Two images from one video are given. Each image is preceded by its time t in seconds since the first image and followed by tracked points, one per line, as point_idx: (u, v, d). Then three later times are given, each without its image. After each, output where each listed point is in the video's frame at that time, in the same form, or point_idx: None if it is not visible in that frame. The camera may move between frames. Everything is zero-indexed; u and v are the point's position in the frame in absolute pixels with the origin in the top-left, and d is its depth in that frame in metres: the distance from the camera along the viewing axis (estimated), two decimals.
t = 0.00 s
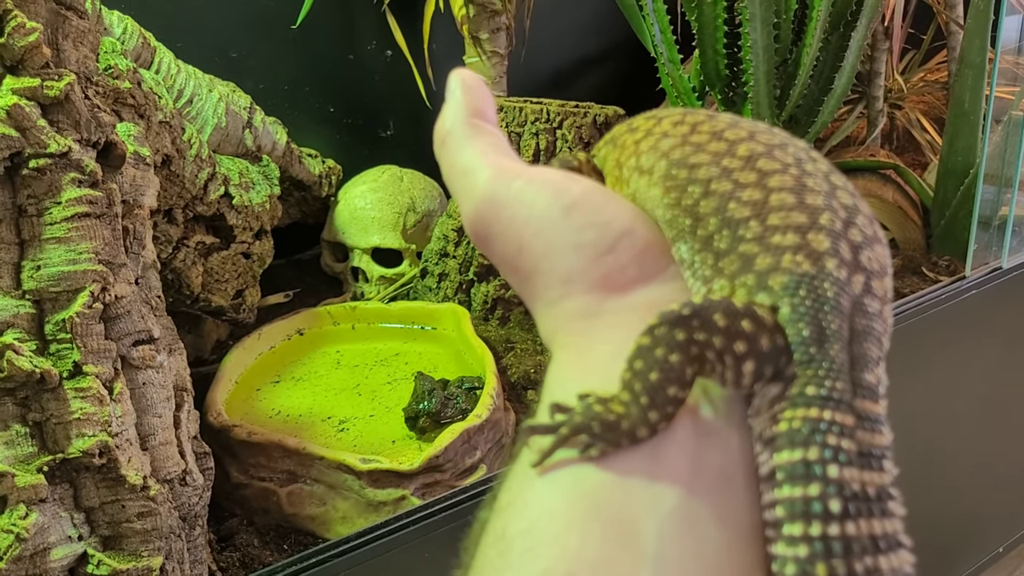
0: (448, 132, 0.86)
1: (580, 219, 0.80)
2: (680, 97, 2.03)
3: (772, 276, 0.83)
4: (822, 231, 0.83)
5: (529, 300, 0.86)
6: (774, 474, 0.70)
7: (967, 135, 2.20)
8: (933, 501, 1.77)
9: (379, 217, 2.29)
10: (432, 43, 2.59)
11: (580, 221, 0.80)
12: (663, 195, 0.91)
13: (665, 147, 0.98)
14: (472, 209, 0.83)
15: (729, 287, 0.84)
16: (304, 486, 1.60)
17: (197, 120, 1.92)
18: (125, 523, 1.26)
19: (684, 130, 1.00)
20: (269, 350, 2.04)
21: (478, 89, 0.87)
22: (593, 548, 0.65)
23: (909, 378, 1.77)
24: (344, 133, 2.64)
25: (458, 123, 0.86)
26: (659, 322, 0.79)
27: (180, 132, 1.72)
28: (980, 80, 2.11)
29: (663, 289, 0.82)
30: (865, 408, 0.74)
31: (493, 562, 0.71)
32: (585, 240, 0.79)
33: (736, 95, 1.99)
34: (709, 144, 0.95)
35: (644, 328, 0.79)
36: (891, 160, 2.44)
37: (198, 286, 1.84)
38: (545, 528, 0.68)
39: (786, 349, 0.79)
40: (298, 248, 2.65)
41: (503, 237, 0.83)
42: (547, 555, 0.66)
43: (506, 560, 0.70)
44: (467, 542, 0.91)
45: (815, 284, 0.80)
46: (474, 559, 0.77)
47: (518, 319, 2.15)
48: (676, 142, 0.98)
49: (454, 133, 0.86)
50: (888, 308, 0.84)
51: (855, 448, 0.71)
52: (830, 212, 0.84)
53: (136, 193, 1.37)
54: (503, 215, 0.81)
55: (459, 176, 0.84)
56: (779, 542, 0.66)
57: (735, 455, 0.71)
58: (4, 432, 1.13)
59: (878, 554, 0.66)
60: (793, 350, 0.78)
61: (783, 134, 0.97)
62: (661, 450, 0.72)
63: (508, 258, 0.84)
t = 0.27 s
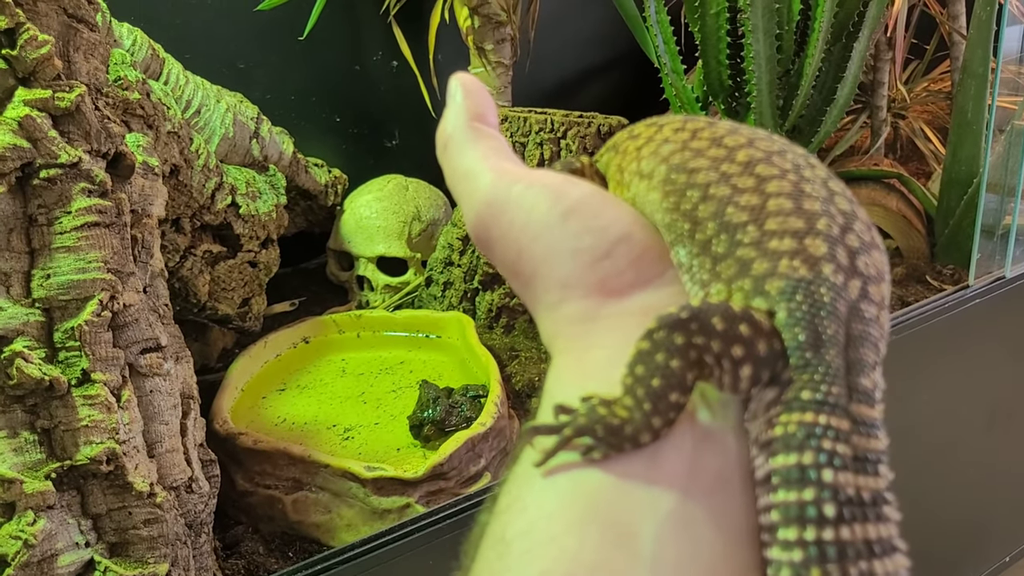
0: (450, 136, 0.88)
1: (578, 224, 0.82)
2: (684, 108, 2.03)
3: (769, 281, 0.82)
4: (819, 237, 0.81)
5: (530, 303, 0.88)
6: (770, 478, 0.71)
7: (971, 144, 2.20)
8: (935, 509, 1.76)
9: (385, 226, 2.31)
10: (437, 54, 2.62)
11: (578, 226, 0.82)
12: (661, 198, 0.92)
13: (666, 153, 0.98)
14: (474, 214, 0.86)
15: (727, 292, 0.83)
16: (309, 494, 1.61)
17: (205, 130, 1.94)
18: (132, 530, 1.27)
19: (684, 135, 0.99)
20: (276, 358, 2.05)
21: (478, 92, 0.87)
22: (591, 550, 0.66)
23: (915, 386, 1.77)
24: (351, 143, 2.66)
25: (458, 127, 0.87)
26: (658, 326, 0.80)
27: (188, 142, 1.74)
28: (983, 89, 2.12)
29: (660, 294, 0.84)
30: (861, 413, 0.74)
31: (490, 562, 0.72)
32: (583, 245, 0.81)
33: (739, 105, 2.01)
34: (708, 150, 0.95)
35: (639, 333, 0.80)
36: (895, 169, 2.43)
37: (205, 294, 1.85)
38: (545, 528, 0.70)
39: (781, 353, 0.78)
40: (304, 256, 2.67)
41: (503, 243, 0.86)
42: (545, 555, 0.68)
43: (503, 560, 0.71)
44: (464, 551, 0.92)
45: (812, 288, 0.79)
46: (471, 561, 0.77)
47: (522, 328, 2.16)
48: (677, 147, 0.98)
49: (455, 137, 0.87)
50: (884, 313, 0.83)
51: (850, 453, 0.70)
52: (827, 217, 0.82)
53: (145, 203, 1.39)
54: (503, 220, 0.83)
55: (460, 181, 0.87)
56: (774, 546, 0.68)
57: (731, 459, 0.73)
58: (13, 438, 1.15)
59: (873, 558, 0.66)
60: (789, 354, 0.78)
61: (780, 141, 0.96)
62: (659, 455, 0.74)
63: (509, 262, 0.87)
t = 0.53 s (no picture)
0: (455, 143, 0.88)
1: (581, 230, 0.81)
2: (686, 111, 2.03)
3: (772, 289, 0.81)
4: (823, 245, 0.81)
5: (535, 308, 0.88)
6: (772, 490, 0.69)
7: (974, 147, 2.19)
8: (940, 515, 1.74)
9: (387, 230, 2.31)
10: (439, 58, 2.62)
11: (581, 231, 0.81)
12: (666, 203, 0.90)
13: (671, 158, 0.97)
14: (478, 218, 0.86)
15: (729, 300, 0.83)
16: (311, 496, 1.60)
17: (208, 134, 1.94)
18: (135, 532, 1.28)
19: (691, 141, 0.98)
20: (278, 361, 2.05)
21: (483, 98, 0.88)
22: (594, 557, 0.66)
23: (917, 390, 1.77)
24: (353, 147, 2.67)
25: (463, 133, 0.88)
26: (660, 334, 0.78)
27: (191, 146, 1.74)
28: (986, 92, 2.13)
29: (664, 301, 0.83)
30: (862, 424, 0.73)
31: (494, 569, 0.72)
32: (586, 251, 0.80)
33: (741, 108, 2.02)
34: (714, 157, 0.93)
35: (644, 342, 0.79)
36: (898, 172, 2.43)
37: (208, 297, 1.86)
38: (548, 535, 0.69)
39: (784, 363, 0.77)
40: (306, 260, 2.67)
41: (507, 247, 0.85)
42: (548, 562, 0.68)
43: (507, 567, 0.71)
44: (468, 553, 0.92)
45: (814, 296, 0.79)
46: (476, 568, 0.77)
47: (524, 332, 2.16)
48: (683, 154, 0.97)
49: (460, 143, 0.88)
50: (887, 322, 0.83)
51: (852, 466, 0.70)
52: (833, 226, 0.82)
53: (148, 206, 1.39)
54: (507, 224, 0.83)
55: (465, 186, 0.86)
56: (777, 560, 0.67)
57: (733, 467, 0.72)
58: (16, 441, 1.15)
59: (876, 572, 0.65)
60: (791, 363, 0.77)
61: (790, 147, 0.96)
62: (663, 460, 0.73)
63: (513, 267, 0.86)
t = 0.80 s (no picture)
0: (454, 151, 0.88)
1: (580, 237, 0.81)
2: (687, 111, 2.04)
3: (776, 304, 0.81)
4: (827, 259, 0.82)
5: (534, 316, 0.87)
6: (772, 507, 0.69)
7: (977, 147, 2.19)
8: (938, 518, 1.74)
9: (389, 232, 2.31)
10: (440, 60, 2.62)
11: (580, 238, 0.81)
12: (671, 215, 0.89)
13: (674, 167, 0.95)
14: (476, 223, 0.85)
15: (733, 314, 0.83)
16: (315, 499, 1.60)
17: (209, 136, 1.94)
18: (138, 534, 1.27)
19: (693, 151, 0.96)
20: (280, 364, 2.05)
21: (481, 108, 0.89)
22: (592, 565, 0.65)
23: (925, 394, 1.73)
24: (355, 149, 2.67)
25: (462, 141, 0.88)
26: (662, 348, 0.78)
27: (192, 148, 1.74)
28: (988, 92, 2.12)
29: (664, 313, 0.82)
30: (862, 441, 0.74)
31: None
32: (585, 258, 0.80)
33: (742, 109, 2.02)
34: (718, 167, 0.93)
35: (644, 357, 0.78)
36: (900, 172, 2.42)
37: (210, 300, 1.86)
38: (546, 545, 0.68)
39: (786, 377, 0.77)
40: (308, 263, 2.67)
41: (506, 253, 0.85)
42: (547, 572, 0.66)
43: None
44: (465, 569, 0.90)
45: (817, 312, 0.79)
46: None
47: (527, 333, 2.14)
48: (685, 164, 0.95)
49: (459, 151, 0.88)
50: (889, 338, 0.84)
51: (853, 483, 0.70)
52: (836, 241, 0.83)
53: (149, 208, 1.39)
54: (507, 230, 0.83)
55: (464, 193, 0.86)
56: None
57: (731, 480, 0.72)
58: (19, 444, 1.15)
59: None
60: (793, 379, 0.77)
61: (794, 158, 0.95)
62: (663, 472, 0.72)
63: (512, 274, 0.86)
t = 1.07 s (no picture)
0: (471, 146, 0.88)
1: (601, 227, 0.80)
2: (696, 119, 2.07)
3: (788, 292, 0.82)
4: (836, 245, 0.82)
5: (556, 308, 0.87)
6: (795, 497, 0.69)
7: (985, 154, 2.21)
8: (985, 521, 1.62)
9: (400, 238, 2.32)
10: (450, 67, 2.65)
11: (601, 229, 0.80)
12: (684, 204, 0.87)
13: (687, 159, 0.93)
14: (497, 219, 0.85)
15: (746, 303, 0.83)
16: (328, 504, 1.62)
17: (224, 144, 1.97)
18: (158, 539, 1.30)
19: (706, 142, 0.95)
20: (293, 368, 2.08)
21: (495, 106, 0.89)
22: (622, 553, 0.65)
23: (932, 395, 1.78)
24: (365, 156, 2.69)
25: (478, 138, 0.87)
26: (684, 339, 0.78)
27: (208, 156, 1.76)
28: (996, 100, 2.12)
29: (685, 302, 0.82)
30: (880, 425, 0.74)
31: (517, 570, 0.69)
32: (606, 249, 0.79)
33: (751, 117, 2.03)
34: (730, 158, 0.91)
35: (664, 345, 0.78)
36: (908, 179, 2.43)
37: (224, 306, 1.88)
38: (574, 534, 0.67)
39: (800, 367, 0.78)
40: (317, 268, 2.69)
41: (527, 246, 0.84)
42: (575, 562, 0.66)
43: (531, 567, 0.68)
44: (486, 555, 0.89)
45: (828, 298, 0.80)
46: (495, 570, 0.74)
47: (536, 339, 2.17)
48: (699, 155, 0.93)
49: (476, 148, 0.87)
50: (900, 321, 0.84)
51: (873, 470, 0.71)
52: (845, 226, 0.82)
53: (169, 216, 1.42)
54: (527, 223, 0.82)
55: (483, 189, 0.85)
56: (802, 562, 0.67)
57: (755, 467, 0.71)
58: (42, 449, 1.17)
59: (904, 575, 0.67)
60: (808, 367, 0.78)
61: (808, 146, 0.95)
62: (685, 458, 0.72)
63: (534, 266, 0.85)
